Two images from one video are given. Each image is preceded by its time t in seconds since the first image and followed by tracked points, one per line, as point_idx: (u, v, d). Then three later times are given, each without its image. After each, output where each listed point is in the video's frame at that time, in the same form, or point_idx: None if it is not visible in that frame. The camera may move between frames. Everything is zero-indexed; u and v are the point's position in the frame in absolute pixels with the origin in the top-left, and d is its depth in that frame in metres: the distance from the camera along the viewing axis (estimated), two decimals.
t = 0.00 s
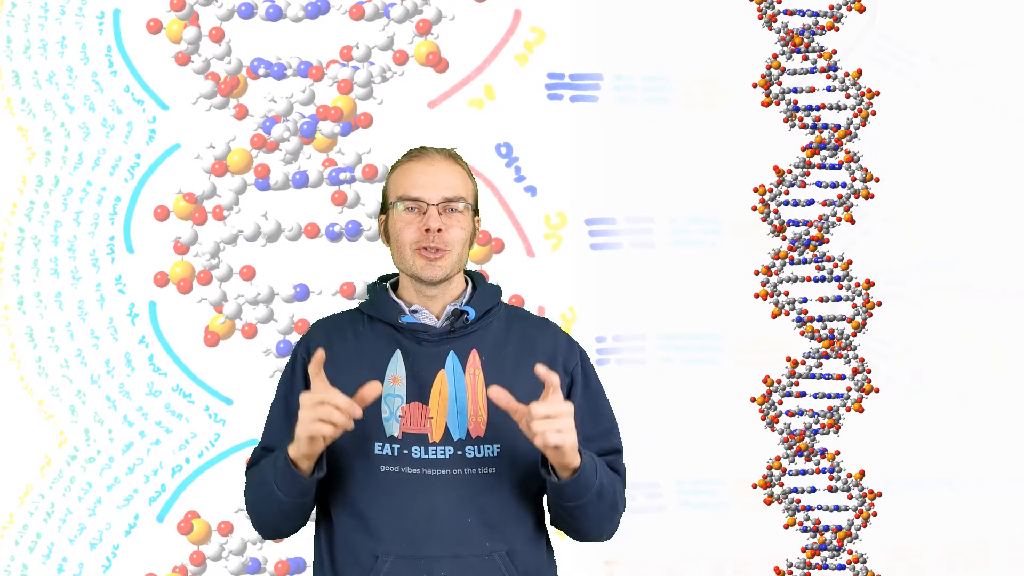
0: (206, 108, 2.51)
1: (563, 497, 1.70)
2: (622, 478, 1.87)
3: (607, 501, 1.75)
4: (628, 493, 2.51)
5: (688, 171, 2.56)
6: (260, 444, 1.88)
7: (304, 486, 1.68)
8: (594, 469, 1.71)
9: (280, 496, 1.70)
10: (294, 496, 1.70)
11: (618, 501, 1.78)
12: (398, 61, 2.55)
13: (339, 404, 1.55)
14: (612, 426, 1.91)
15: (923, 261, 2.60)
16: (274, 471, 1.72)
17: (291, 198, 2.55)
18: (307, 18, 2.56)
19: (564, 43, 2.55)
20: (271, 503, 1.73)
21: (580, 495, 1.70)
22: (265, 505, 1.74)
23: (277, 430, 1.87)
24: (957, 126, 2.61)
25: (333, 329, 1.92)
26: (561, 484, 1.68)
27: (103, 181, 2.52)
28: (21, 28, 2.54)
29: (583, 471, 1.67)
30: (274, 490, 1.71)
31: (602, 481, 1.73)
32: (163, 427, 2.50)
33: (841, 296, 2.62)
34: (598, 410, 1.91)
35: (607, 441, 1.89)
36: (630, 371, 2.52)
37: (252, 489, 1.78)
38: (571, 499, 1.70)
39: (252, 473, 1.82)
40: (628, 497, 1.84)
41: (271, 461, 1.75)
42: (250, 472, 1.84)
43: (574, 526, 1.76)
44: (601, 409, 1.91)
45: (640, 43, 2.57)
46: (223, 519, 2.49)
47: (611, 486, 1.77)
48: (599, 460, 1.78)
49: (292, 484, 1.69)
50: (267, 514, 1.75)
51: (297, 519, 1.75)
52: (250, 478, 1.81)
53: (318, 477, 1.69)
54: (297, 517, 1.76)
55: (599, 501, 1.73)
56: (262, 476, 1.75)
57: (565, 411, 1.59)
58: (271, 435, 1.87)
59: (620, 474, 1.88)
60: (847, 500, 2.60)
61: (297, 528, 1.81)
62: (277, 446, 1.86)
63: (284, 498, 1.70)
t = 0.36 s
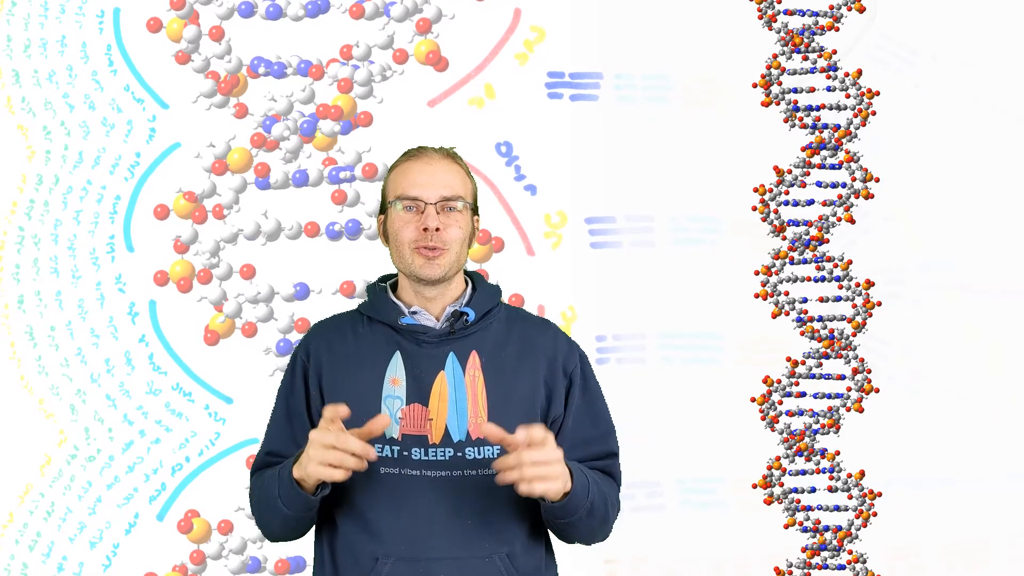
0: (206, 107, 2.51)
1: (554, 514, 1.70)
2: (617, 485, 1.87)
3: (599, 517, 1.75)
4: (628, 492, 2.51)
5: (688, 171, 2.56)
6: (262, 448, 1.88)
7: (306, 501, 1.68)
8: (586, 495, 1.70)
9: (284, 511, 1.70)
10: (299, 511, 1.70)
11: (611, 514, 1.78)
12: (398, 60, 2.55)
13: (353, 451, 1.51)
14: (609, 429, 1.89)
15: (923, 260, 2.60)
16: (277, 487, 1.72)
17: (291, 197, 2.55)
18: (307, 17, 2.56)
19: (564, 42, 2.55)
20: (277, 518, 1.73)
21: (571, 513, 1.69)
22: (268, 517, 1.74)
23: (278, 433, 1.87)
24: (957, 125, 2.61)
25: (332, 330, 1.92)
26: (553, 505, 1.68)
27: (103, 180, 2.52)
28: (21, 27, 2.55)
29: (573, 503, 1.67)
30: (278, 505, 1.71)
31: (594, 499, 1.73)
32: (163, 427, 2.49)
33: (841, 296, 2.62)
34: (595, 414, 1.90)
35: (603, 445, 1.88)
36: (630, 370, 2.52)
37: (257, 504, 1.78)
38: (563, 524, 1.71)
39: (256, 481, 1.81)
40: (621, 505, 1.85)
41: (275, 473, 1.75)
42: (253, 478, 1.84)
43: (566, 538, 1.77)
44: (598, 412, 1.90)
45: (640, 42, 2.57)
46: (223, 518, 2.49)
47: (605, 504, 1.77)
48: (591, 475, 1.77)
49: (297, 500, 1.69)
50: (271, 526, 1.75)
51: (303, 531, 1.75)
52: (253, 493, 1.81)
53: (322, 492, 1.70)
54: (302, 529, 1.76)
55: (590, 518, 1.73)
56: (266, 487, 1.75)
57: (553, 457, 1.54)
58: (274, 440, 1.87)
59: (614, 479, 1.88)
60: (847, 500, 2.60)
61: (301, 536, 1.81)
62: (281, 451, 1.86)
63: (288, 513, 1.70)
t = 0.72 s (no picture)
0: (206, 105, 2.51)
1: (560, 466, 1.67)
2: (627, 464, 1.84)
3: (608, 475, 1.72)
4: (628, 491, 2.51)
5: (688, 170, 2.56)
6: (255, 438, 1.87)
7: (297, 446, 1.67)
8: (592, 444, 1.68)
9: (271, 458, 1.69)
10: (284, 459, 1.68)
11: (621, 479, 1.75)
12: (398, 58, 2.55)
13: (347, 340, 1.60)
14: (615, 415, 1.90)
15: (924, 259, 2.60)
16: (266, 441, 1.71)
17: (291, 195, 2.55)
18: (307, 15, 2.56)
19: (564, 41, 2.55)
20: (261, 473, 1.70)
21: (576, 463, 1.67)
22: (253, 476, 1.72)
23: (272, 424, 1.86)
24: (958, 124, 2.61)
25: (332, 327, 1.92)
26: (555, 448, 1.65)
27: (103, 178, 2.52)
28: (21, 25, 2.55)
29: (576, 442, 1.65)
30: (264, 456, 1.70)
31: (601, 453, 1.71)
32: (163, 425, 2.49)
33: (841, 296, 2.62)
34: (600, 401, 1.91)
35: (610, 430, 1.89)
36: (630, 368, 2.52)
37: (242, 473, 1.76)
38: (570, 475, 1.68)
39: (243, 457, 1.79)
40: (635, 485, 1.81)
41: (263, 433, 1.75)
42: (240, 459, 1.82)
43: (575, 505, 1.73)
44: (603, 401, 1.91)
45: (640, 42, 2.57)
46: (223, 517, 2.49)
47: (614, 471, 1.74)
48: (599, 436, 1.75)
49: (284, 446, 1.68)
50: (254, 489, 1.72)
51: (285, 494, 1.71)
52: (240, 467, 1.79)
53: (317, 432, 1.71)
54: (284, 495, 1.72)
55: (598, 474, 1.70)
56: (253, 447, 1.74)
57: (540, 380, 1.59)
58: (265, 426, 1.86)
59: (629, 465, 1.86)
60: (847, 500, 2.60)
61: (281, 516, 1.76)
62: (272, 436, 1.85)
63: (274, 460, 1.68)
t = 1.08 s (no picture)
0: (206, 104, 2.51)
1: (567, 456, 1.68)
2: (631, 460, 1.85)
3: (615, 466, 1.73)
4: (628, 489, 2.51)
5: (688, 169, 2.56)
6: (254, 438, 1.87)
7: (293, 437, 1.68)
8: (598, 434, 1.70)
9: (267, 451, 1.70)
10: (281, 452, 1.69)
11: (627, 473, 1.76)
12: (398, 57, 2.55)
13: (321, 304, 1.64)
14: (617, 413, 1.90)
15: (923, 258, 2.60)
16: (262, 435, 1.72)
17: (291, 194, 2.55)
18: (307, 14, 2.56)
19: (563, 40, 2.55)
20: (258, 467, 1.71)
21: (583, 451, 1.68)
22: (250, 470, 1.72)
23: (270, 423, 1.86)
24: (958, 123, 2.61)
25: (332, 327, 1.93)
26: (562, 433, 1.67)
27: (103, 177, 2.52)
28: (21, 24, 2.55)
29: (583, 429, 1.66)
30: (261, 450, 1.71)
31: (608, 444, 1.72)
32: (163, 424, 2.49)
33: (841, 296, 2.62)
34: (602, 399, 1.91)
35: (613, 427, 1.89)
36: (630, 367, 2.52)
37: (239, 471, 1.76)
38: (576, 463, 1.69)
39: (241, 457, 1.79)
40: (639, 480, 1.81)
41: (260, 430, 1.75)
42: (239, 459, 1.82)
43: (581, 496, 1.73)
44: (606, 399, 1.91)
45: (639, 43, 2.57)
46: (223, 515, 2.49)
47: (619, 463, 1.74)
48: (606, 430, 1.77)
49: (281, 438, 1.69)
50: (252, 484, 1.72)
51: (283, 489, 1.72)
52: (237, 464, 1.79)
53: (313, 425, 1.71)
54: (281, 488, 1.72)
55: (605, 465, 1.71)
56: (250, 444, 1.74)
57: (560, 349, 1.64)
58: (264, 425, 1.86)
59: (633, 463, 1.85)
60: (847, 500, 2.60)
61: (279, 510, 1.75)
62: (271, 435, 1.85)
63: (271, 453, 1.69)
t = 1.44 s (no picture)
0: (206, 103, 2.51)
1: (561, 507, 1.73)
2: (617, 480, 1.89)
3: (604, 511, 1.77)
4: (628, 488, 2.51)
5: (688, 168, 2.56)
6: (260, 446, 1.87)
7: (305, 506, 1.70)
8: (593, 493, 1.73)
9: (285, 513, 1.73)
10: (299, 514, 1.72)
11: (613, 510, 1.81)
12: (398, 56, 2.55)
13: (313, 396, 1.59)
14: (611, 428, 1.91)
15: (923, 257, 2.60)
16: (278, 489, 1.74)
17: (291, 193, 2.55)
18: (307, 13, 2.56)
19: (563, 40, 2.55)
20: (278, 521, 1.75)
21: (576, 509, 1.72)
22: (269, 517, 1.76)
23: (277, 433, 1.86)
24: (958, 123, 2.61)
25: (333, 328, 1.91)
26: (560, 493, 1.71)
27: (103, 176, 2.52)
28: (21, 23, 2.55)
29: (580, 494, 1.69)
30: (277, 508, 1.73)
31: (600, 494, 1.75)
32: (163, 423, 2.49)
33: (841, 296, 2.62)
34: (597, 412, 1.91)
35: (603, 443, 1.90)
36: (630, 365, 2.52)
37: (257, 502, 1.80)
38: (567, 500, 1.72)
39: (256, 480, 1.82)
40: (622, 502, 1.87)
41: (275, 474, 1.77)
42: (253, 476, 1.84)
43: (566, 531, 1.80)
44: (601, 411, 1.92)
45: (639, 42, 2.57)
46: (223, 515, 2.49)
47: (605, 486, 1.78)
48: (598, 471, 1.79)
49: (297, 503, 1.71)
50: (270, 524, 1.77)
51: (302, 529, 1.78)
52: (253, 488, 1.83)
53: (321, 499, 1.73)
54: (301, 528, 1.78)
55: (595, 513, 1.75)
56: (266, 487, 1.77)
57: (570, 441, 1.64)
58: (273, 438, 1.87)
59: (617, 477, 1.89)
60: (847, 500, 2.60)
61: (300, 533, 1.82)
62: (281, 450, 1.86)
63: (289, 516, 1.72)
